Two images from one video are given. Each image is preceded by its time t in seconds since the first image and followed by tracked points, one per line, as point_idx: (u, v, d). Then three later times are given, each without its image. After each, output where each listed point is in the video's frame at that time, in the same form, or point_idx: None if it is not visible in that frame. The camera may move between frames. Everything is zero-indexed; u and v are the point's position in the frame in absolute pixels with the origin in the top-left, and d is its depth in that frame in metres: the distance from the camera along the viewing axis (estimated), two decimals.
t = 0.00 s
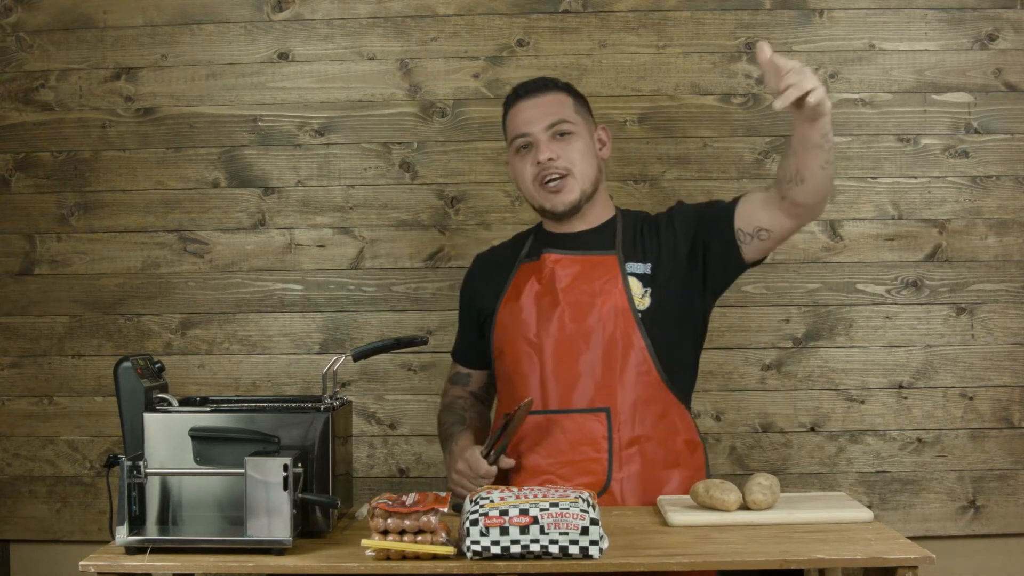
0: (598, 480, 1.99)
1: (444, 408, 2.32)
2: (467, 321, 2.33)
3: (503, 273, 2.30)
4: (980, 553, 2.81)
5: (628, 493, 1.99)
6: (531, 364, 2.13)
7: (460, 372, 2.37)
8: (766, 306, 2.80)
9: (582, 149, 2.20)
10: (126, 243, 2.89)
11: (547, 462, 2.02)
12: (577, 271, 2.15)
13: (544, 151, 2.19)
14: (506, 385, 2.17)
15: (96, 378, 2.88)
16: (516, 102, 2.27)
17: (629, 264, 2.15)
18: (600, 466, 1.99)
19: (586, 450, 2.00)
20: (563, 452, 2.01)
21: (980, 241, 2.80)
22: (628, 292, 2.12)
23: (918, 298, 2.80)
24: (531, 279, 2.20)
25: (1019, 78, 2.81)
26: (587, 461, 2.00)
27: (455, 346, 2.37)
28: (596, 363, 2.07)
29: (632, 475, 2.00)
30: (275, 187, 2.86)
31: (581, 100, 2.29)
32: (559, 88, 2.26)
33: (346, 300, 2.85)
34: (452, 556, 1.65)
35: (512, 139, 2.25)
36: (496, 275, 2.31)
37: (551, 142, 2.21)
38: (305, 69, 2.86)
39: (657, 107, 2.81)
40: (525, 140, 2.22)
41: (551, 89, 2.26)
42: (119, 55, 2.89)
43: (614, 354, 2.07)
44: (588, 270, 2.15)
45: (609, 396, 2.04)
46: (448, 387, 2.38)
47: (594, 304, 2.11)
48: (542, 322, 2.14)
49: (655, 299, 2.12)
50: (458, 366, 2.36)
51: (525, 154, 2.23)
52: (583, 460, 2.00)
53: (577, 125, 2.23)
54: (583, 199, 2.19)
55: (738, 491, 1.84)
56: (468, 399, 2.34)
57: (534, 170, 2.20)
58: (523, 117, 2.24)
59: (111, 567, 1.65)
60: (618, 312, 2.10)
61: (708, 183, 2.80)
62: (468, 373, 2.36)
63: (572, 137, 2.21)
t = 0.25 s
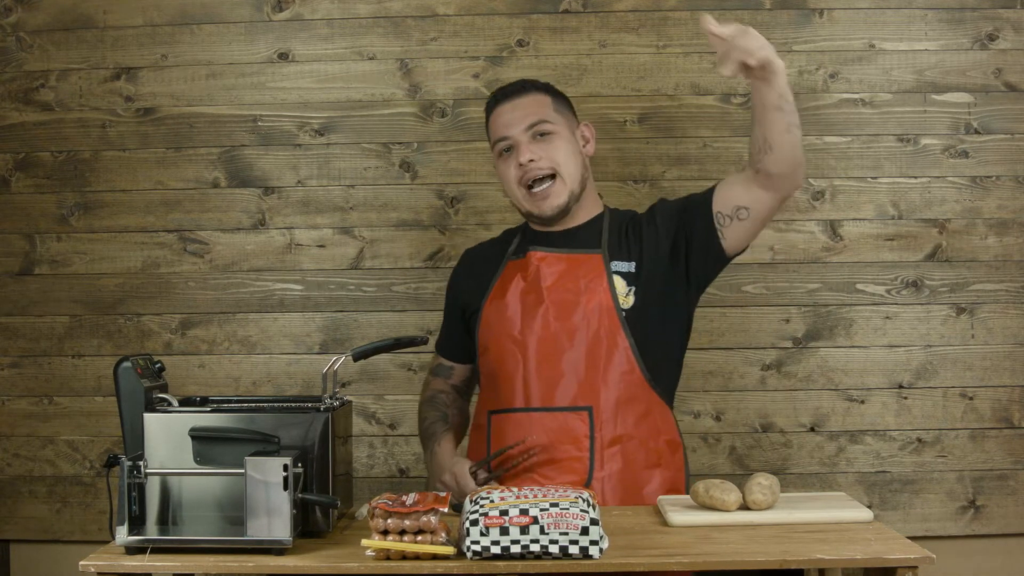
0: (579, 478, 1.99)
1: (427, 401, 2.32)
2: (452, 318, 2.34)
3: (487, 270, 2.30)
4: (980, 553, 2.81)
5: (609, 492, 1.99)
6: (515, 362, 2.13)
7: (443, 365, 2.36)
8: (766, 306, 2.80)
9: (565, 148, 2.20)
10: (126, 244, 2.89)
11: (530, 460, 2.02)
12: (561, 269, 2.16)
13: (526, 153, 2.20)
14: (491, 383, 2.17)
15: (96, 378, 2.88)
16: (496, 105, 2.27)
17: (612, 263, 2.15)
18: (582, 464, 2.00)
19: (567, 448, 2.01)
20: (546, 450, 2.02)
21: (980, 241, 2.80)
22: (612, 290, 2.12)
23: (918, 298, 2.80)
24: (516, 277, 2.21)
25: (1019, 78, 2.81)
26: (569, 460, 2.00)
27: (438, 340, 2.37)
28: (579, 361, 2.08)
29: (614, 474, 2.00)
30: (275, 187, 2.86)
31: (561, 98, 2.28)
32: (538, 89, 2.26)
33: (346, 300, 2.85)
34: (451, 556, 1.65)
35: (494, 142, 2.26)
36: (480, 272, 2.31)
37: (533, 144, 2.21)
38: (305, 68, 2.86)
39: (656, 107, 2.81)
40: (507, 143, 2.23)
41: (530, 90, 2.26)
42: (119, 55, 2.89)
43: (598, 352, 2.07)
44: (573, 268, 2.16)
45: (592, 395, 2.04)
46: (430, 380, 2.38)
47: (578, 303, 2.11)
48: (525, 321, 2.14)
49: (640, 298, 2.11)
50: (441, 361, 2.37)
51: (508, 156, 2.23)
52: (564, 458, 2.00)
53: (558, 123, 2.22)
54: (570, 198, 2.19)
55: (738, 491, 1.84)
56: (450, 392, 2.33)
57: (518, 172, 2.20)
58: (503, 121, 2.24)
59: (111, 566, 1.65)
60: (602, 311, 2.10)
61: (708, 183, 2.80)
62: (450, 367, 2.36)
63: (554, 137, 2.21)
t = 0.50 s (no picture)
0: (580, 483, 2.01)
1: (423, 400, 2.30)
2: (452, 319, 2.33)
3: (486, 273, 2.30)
4: (980, 553, 2.81)
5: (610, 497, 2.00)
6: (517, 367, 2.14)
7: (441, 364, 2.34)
8: (766, 306, 2.80)
9: (571, 160, 2.16)
10: (126, 244, 2.89)
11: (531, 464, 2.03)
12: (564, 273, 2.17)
13: (533, 168, 2.15)
14: (494, 387, 2.18)
15: (96, 378, 2.88)
16: (495, 116, 2.20)
17: (614, 265, 2.16)
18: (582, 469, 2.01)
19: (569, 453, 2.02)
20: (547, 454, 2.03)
21: (980, 241, 2.80)
22: (614, 296, 2.13)
23: (918, 298, 2.80)
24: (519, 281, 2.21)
25: (1019, 78, 2.81)
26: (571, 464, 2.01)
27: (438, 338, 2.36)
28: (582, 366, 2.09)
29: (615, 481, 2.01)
30: (275, 187, 2.86)
31: (561, 102, 2.22)
32: (537, 96, 2.19)
33: (346, 300, 2.85)
34: (451, 556, 1.65)
35: (496, 154, 2.20)
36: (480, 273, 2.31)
37: (536, 155, 2.16)
38: (305, 68, 2.86)
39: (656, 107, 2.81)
40: (510, 155, 2.18)
41: (530, 98, 2.19)
42: (119, 55, 2.89)
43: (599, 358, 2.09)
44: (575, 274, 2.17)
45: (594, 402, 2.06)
46: (428, 378, 2.36)
47: (581, 308, 2.12)
48: (527, 326, 2.15)
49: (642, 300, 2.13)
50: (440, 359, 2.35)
51: (511, 168, 2.19)
52: (565, 462, 2.02)
53: (561, 132, 2.17)
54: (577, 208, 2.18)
55: (738, 491, 1.84)
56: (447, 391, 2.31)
57: (524, 187, 2.17)
58: (504, 133, 2.18)
59: (111, 566, 1.65)
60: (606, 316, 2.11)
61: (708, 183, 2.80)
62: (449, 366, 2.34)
63: (557, 147, 2.17)
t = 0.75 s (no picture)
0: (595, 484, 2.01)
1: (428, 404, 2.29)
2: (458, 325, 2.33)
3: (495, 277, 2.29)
4: (980, 553, 2.81)
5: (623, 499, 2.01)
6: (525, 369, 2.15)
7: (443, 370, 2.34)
8: (766, 306, 2.80)
9: (575, 160, 2.19)
10: (126, 244, 2.89)
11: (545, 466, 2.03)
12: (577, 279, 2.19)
13: (536, 167, 2.19)
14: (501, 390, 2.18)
15: (96, 378, 2.88)
16: (502, 114, 2.24)
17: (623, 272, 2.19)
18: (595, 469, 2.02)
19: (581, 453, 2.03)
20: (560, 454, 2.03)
21: (980, 241, 2.80)
22: (623, 300, 2.16)
23: (918, 298, 2.80)
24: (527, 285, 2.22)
25: (1019, 78, 2.81)
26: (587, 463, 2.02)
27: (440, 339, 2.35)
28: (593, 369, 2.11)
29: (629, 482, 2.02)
30: (275, 187, 2.86)
31: (568, 107, 2.26)
32: (543, 98, 2.23)
33: (346, 300, 2.85)
34: (451, 556, 1.65)
35: (500, 151, 2.24)
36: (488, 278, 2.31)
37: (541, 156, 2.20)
38: (305, 68, 2.86)
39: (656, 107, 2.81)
40: (513, 155, 2.22)
41: (537, 99, 2.22)
42: (119, 55, 2.89)
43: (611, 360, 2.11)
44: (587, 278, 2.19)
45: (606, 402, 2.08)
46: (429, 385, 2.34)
47: (590, 311, 2.14)
48: (536, 327, 2.16)
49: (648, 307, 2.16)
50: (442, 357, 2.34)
51: (515, 167, 2.23)
52: (578, 463, 2.02)
53: (567, 136, 2.21)
54: (579, 212, 2.21)
55: (738, 491, 1.84)
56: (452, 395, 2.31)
57: (527, 186, 2.21)
58: (510, 131, 2.22)
59: (111, 566, 1.65)
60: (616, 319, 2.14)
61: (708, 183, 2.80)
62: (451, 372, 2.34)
63: (562, 150, 2.20)
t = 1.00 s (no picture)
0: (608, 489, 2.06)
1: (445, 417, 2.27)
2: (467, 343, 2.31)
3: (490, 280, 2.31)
4: (979, 553, 2.81)
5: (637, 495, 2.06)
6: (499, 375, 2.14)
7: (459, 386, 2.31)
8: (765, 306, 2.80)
9: (558, 162, 2.16)
10: (126, 244, 2.89)
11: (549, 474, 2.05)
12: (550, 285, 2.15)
13: (518, 155, 2.16)
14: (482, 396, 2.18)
15: (96, 378, 2.88)
16: (505, 93, 2.22)
17: (588, 271, 2.15)
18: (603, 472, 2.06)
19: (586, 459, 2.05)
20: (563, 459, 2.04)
21: (980, 242, 2.80)
22: (587, 300, 2.12)
23: (918, 298, 2.80)
24: (497, 292, 2.22)
25: (1019, 78, 2.81)
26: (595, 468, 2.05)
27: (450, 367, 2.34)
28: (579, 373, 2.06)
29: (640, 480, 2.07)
30: (275, 187, 2.86)
31: (570, 109, 2.22)
32: (548, 91, 2.20)
33: (346, 300, 2.85)
34: (451, 556, 1.65)
35: (494, 130, 2.22)
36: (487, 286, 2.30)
37: (527, 147, 2.17)
38: (305, 68, 2.86)
39: (656, 107, 2.81)
40: (503, 137, 2.19)
41: (543, 91, 2.20)
42: (120, 55, 2.89)
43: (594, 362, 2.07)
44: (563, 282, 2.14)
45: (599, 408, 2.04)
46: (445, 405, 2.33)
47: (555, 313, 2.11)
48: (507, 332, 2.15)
49: (617, 305, 2.12)
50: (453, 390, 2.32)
51: (501, 149, 2.20)
52: (575, 467, 2.05)
53: (557, 135, 2.17)
54: (547, 211, 2.18)
55: (738, 491, 1.84)
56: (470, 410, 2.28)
57: (503, 171, 2.19)
58: (506, 113, 2.19)
59: (111, 566, 1.65)
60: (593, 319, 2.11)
61: (708, 183, 2.80)
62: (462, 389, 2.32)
63: (550, 147, 2.17)
